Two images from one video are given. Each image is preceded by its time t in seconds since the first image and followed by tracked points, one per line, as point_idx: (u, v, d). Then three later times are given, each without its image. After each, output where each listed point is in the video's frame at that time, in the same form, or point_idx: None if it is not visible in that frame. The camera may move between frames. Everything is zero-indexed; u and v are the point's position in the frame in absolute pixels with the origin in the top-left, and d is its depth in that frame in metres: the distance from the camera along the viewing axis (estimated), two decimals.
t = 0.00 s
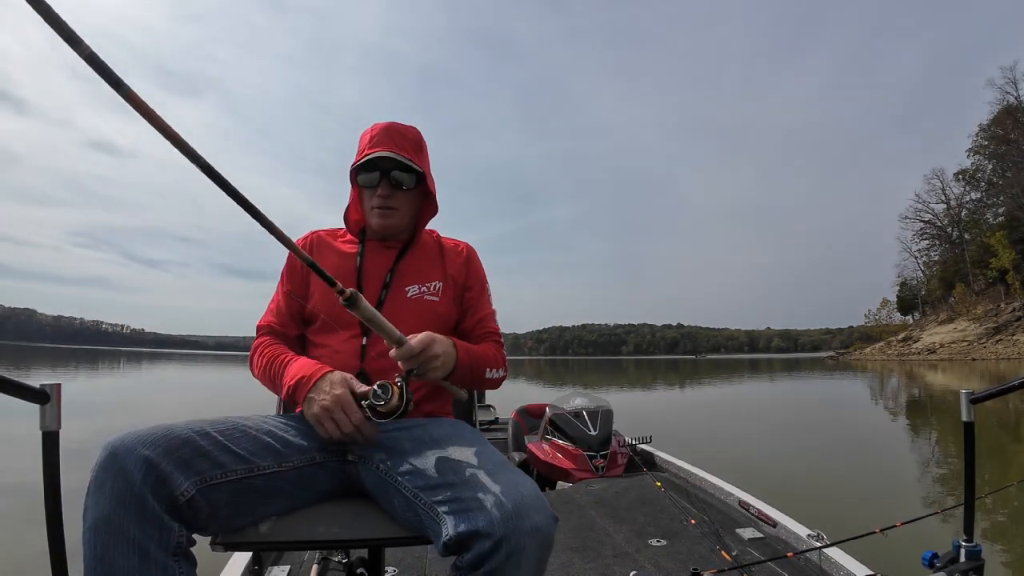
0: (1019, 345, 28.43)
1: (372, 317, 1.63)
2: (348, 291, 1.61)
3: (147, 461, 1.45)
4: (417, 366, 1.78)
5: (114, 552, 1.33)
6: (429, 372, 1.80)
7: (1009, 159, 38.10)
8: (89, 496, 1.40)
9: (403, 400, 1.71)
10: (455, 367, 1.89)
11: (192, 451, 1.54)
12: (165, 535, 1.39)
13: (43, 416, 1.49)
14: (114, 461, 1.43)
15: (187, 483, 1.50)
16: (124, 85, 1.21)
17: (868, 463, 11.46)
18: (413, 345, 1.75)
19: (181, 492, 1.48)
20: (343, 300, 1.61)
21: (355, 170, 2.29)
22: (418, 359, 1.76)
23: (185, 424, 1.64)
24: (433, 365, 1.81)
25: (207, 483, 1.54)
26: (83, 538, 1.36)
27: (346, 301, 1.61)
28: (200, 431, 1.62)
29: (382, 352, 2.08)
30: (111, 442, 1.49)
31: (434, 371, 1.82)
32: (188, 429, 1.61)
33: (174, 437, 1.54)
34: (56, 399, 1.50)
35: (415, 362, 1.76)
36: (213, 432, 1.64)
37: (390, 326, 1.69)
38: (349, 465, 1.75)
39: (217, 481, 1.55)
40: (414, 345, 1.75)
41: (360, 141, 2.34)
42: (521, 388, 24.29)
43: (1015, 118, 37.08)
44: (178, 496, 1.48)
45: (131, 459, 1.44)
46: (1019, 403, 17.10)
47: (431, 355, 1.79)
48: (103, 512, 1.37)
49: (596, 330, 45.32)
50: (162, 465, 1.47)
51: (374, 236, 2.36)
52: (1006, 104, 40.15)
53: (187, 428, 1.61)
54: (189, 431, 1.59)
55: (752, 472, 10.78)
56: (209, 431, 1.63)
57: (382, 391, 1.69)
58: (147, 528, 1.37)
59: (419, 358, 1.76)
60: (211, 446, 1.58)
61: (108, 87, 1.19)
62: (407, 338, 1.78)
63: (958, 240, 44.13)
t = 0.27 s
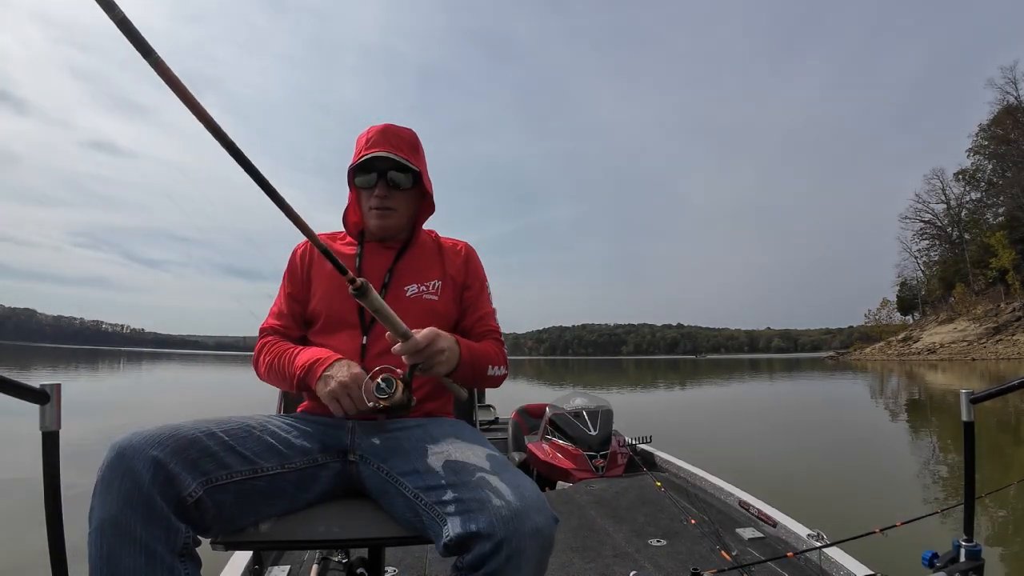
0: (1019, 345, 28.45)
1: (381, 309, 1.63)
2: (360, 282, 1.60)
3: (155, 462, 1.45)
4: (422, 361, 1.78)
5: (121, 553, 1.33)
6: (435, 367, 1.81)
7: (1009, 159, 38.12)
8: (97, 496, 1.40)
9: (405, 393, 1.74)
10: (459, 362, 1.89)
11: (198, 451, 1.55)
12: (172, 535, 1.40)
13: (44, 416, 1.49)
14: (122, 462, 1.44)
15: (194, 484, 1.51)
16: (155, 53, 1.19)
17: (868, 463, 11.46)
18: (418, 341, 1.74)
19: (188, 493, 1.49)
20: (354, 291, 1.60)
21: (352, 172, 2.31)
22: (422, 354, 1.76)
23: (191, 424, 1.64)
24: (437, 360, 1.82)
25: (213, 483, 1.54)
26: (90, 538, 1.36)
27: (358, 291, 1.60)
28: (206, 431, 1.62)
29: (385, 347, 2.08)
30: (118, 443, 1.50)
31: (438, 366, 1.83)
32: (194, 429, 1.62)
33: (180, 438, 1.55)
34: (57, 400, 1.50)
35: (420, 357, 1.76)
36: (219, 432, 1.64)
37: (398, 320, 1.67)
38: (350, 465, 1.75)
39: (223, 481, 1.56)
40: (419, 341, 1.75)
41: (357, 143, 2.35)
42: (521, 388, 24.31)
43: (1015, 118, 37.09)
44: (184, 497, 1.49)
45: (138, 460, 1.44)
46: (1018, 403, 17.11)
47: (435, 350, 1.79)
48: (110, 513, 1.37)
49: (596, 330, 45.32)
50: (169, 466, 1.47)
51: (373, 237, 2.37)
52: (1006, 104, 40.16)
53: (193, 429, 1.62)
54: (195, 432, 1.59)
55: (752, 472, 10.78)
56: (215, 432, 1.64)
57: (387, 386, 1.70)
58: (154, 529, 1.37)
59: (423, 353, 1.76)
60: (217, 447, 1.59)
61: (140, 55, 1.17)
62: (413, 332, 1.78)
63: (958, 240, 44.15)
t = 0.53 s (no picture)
0: (1019, 345, 28.45)
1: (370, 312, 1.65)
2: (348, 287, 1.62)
3: (154, 462, 1.45)
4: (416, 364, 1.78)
5: (120, 552, 1.32)
6: (427, 371, 1.81)
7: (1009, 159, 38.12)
8: (96, 496, 1.40)
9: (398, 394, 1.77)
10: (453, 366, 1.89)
11: (196, 451, 1.55)
12: (171, 535, 1.40)
13: (43, 416, 1.49)
14: (120, 461, 1.43)
15: (193, 484, 1.51)
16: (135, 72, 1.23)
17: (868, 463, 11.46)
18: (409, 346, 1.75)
19: (187, 492, 1.49)
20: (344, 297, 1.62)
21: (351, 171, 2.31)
22: (415, 358, 1.77)
23: (188, 424, 1.64)
24: (431, 365, 1.82)
25: (213, 483, 1.54)
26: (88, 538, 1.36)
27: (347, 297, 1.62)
28: (204, 431, 1.62)
29: (382, 348, 2.08)
30: (117, 443, 1.49)
31: (431, 371, 1.83)
32: (193, 429, 1.62)
33: (178, 439, 1.55)
34: (57, 400, 1.50)
35: (413, 361, 1.77)
36: (218, 432, 1.64)
37: (389, 322, 1.69)
38: (348, 466, 1.75)
39: (221, 481, 1.56)
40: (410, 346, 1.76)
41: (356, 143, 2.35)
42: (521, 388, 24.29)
43: (1015, 118, 37.07)
44: (182, 497, 1.49)
45: (136, 460, 1.44)
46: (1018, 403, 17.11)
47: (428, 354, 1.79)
48: (109, 513, 1.36)
49: (596, 330, 45.31)
50: (167, 466, 1.47)
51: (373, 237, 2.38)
52: (1006, 104, 40.14)
53: (192, 429, 1.62)
54: (193, 432, 1.59)
55: (752, 472, 10.78)
56: (212, 432, 1.64)
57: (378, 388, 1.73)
58: (153, 529, 1.37)
59: (416, 356, 1.77)
60: (215, 447, 1.59)
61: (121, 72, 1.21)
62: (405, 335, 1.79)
63: (958, 240, 44.14)
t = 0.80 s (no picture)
0: (1019, 345, 28.45)
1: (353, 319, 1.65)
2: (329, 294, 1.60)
3: (153, 462, 1.45)
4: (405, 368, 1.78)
5: (119, 551, 1.32)
6: (418, 374, 1.80)
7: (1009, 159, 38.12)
8: (93, 495, 1.40)
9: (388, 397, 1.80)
10: (447, 368, 1.88)
11: (195, 450, 1.55)
12: (169, 534, 1.40)
13: (43, 415, 1.48)
14: (118, 461, 1.43)
15: (192, 483, 1.51)
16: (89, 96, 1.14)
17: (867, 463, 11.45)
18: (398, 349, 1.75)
19: (185, 492, 1.49)
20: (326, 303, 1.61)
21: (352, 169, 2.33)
22: (405, 361, 1.76)
23: (187, 424, 1.64)
24: (423, 368, 1.81)
25: (212, 482, 1.54)
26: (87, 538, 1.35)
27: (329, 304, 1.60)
28: (202, 431, 1.62)
29: (378, 351, 2.07)
30: (116, 442, 1.49)
31: (422, 374, 1.82)
32: (191, 428, 1.62)
33: (177, 438, 1.55)
34: (57, 399, 1.50)
35: (404, 364, 1.76)
36: (216, 432, 1.64)
37: (373, 327, 1.69)
38: (347, 466, 1.75)
39: (220, 481, 1.56)
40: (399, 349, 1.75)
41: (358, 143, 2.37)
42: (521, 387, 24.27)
43: (1015, 118, 37.04)
44: (181, 497, 1.49)
45: (135, 459, 1.44)
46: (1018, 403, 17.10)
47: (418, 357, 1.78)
48: (107, 513, 1.36)
49: (596, 330, 45.29)
50: (166, 465, 1.47)
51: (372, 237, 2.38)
52: (1006, 103, 40.11)
53: (190, 429, 1.61)
54: (192, 431, 1.59)
55: (752, 472, 10.79)
56: (211, 432, 1.64)
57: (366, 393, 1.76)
58: (151, 528, 1.37)
59: (407, 359, 1.76)
60: (214, 447, 1.59)
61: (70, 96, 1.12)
62: (393, 339, 1.77)
63: (958, 240, 44.12)
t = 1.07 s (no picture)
0: (1019, 345, 28.47)
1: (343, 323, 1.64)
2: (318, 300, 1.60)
3: (152, 462, 1.45)
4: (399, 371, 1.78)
5: (118, 550, 1.32)
6: (413, 375, 1.80)
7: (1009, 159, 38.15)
8: (92, 495, 1.40)
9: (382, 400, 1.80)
10: (443, 369, 1.88)
11: (195, 450, 1.54)
12: (168, 535, 1.40)
13: (44, 414, 1.48)
14: (116, 461, 1.43)
15: (191, 483, 1.51)
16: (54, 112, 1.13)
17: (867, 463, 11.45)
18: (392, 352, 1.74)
19: (184, 492, 1.49)
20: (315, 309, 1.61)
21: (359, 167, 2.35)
22: (400, 364, 1.76)
23: (186, 424, 1.64)
24: (418, 370, 1.81)
25: (211, 482, 1.55)
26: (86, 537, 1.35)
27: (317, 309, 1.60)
28: (201, 430, 1.62)
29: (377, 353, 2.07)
30: (115, 443, 1.49)
31: (416, 376, 1.82)
32: (190, 428, 1.61)
33: (176, 438, 1.54)
34: (58, 398, 1.50)
35: (398, 367, 1.76)
36: (215, 432, 1.64)
37: (364, 330, 1.68)
38: (347, 466, 1.75)
39: (219, 481, 1.56)
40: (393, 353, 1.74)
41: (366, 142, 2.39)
42: (521, 388, 24.28)
43: (1015, 118, 37.06)
44: (180, 497, 1.49)
45: (134, 460, 1.44)
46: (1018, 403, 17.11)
47: (413, 360, 1.78)
48: (106, 513, 1.36)
49: (596, 330, 45.27)
50: (166, 465, 1.47)
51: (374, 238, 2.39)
52: (1006, 103, 40.11)
53: (189, 429, 1.61)
54: (192, 432, 1.59)
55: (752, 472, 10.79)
56: (210, 432, 1.64)
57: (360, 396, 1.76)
58: (150, 529, 1.37)
59: (402, 362, 1.76)
60: (214, 447, 1.59)
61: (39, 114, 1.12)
62: (386, 342, 1.77)
63: (958, 240, 44.13)
